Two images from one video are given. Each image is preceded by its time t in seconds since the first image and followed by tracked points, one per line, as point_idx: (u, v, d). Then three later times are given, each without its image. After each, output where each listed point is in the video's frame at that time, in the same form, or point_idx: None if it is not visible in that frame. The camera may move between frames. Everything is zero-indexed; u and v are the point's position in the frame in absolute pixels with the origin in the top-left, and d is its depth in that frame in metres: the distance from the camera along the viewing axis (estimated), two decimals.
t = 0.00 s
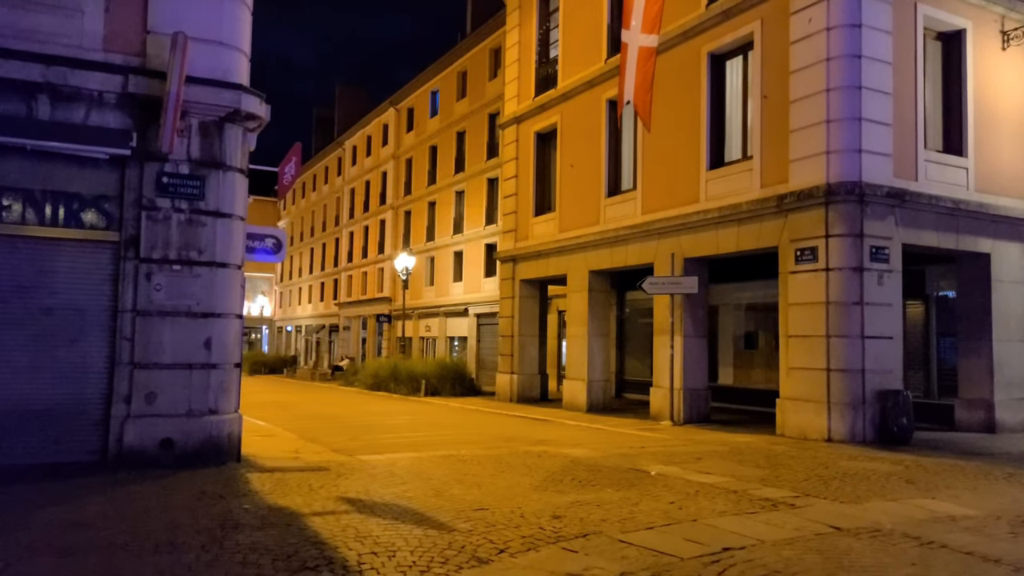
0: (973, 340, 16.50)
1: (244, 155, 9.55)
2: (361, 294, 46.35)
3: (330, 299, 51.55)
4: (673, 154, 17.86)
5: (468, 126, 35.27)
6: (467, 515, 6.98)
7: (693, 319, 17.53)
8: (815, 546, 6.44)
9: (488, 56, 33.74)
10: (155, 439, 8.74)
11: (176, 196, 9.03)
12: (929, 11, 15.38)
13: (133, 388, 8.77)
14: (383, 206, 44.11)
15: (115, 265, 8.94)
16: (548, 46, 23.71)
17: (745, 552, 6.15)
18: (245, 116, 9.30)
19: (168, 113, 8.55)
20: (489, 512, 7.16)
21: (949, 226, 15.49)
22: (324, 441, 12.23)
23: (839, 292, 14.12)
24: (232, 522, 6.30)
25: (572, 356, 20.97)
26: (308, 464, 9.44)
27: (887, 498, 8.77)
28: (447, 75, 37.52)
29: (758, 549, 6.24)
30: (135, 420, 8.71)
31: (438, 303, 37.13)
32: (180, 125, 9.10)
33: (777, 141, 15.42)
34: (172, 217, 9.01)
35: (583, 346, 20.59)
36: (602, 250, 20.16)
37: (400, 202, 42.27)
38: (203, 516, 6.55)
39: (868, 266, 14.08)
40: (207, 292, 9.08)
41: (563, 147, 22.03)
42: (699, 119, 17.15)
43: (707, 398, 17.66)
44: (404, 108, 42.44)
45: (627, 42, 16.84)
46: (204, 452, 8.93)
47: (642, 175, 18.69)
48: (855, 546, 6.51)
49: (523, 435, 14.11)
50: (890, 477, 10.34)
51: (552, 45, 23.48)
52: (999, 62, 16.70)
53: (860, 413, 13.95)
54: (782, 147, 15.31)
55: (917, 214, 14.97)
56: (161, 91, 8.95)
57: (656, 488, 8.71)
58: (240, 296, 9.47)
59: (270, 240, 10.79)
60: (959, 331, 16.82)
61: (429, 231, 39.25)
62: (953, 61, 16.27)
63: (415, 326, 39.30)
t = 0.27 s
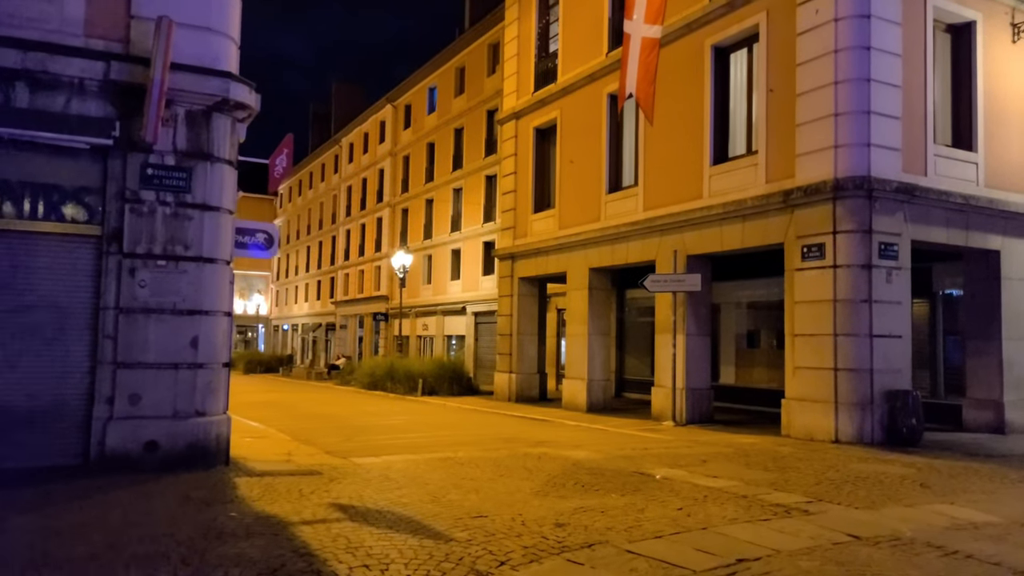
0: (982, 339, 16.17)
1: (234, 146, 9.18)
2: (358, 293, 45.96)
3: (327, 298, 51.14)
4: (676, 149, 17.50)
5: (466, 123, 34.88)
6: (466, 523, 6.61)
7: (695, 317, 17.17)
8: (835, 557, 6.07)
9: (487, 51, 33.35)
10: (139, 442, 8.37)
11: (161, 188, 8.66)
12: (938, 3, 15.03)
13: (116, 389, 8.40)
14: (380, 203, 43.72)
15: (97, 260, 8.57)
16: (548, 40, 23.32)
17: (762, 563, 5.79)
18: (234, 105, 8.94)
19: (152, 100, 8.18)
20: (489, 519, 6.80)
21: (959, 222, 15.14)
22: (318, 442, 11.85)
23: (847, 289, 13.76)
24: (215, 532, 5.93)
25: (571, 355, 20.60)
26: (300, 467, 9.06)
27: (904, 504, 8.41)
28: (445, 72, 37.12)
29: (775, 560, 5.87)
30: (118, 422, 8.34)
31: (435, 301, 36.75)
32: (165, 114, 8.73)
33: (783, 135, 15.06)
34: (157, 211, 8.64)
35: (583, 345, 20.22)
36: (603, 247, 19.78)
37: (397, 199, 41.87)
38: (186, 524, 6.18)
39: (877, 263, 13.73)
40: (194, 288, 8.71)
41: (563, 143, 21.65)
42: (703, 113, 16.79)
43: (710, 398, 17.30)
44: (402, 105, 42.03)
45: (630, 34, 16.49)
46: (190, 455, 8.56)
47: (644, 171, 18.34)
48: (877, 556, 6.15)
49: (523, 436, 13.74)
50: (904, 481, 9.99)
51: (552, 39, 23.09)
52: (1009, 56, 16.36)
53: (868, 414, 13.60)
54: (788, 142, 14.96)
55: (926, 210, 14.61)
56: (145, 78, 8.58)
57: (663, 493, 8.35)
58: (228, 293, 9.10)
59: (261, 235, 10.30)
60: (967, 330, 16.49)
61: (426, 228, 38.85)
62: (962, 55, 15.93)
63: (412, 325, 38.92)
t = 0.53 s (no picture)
0: (988, 337, 15.87)
1: (219, 138, 8.85)
2: (353, 291, 45.59)
3: (322, 296, 50.78)
4: (676, 144, 17.17)
5: (462, 120, 34.52)
6: (461, 533, 6.27)
7: (696, 316, 16.85)
8: (853, 568, 5.74)
9: (483, 47, 32.99)
10: (119, 447, 8.05)
11: (143, 181, 8.31)
12: None
13: (95, 391, 8.06)
14: (376, 201, 43.35)
15: (76, 257, 8.21)
16: (545, 35, 22.95)
17: None
18: (219, 94, 8.61)
19: (132, 89, 7.84)
20: (487, 528, 6.47)
21: (965, 219, 14.82)
22: (309, 444, 11.51)
23: (852, 287, 13.44)
24: (196, 544, 5.59)
25: (570, 354, 20.27)
26: (289, 472, 8.72)
27: (917, 511, 8.11)
28: (441, 68, 36.75)
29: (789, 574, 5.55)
30: (97, 426, 8.01)
31: (432, 300, 36.42)
32: (147, 103, 8.39)
33: (786, 130, 14.73)
34: (138, 205, 8.30)
35: (581, 344, 19.90)
36: (602, 244, 19.44)
37: (393, 197, 41.51)
38: (165, 536, 5.84)
39: (882, 259, 13.42)
40: (178, 286, 8.37)
41: (561, 139, 21.31)
42: (703, 108, 16.46)
43: (711, 398, 16.98)
44: (398, 101, 41.65)
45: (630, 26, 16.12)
46: (173, 460, 8.23)
47: (644, 167, 18.00)
48: (897, 568, 5.83)
49: (520, 438, 13.40)
50: (915, 485, 9.68)
51: (549, 34, 22.73)
52: (1015, 50, 16.04)
53: (873, 415, 13.28)
54: (791, 137, 14.64)
55: (932, 206, 14.30)
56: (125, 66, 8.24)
57: (667, 499, 8.02)
58: (214, 291, 8.78)
59: (249, 231, 9.95)
60: (973, 329, 16.19)
61: (422, 226, 38.49)
62: (968, 48, 15.60)
63: (409, 324, 38.59)
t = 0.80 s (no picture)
0: (992, 336, 15.56)
1: (200, 125, 8.54)
2: (346, 289, 45.19)
3: (315, 294, 50.35)
4: (675, 139, 16.82)
5: (457, 116, 34.13)
6: (451, 541, 5.90)
7: (695, 313, 16.51)
8: None
9: (478, 43, 32.62)
10: (92, 448, 7.72)
11: (118, 169, 8.00)
12: None
13: (67, 390, 7.72)
14: (369, 198, 42.94)
15: (47, 248, 7.89)
16: (541, 29, 22.58)
17: None
18: (198, 79, 8.32)
19: (105, 70, 7.51)
20: (479, 535, 6.11)
21: (970, 215, 14.49)
22: (296, 445, 11.14)
23: (856, 284, 13.10)
24: (167, 555, 5.23)
25: (566, 353, 19.92)
26: (274, 474, 8.34)
27: (930, 516, 7.77)
28: (435, 64, 36.36)
29: None
30: (69, 426, 7.68)
31: (426, 298, 36.03)
32: (123, 89, 8.09)
33: (787, 123, 14.38)
34: (113, 194, 7.99)
35: (577, 343, 19.55)
36: (599, 241, 19.09)
37: (387, 194, 41.10)
38: (134, 546, 5.47)
39: (887, 256, 13.08)
40: (155, 279, 8.06)
41: (557, 134, 20.95)
42: (703, 101, 16.10)
43: (710, 397, 16.64)
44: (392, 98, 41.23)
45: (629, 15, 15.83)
46: (150, 461, 7.92)
47: (642, 162, 17.65)
48: None
49: (515, 439, 13.05)
50: (923, 488, 9.35)
51: (545, 27, 22.35)
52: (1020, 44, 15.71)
53: (877, 415, 12.94)
54: (793, 131, 14.28)
55: (937, 202, 13.96)
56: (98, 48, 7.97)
57: (667, 503, 7.66)
58: (194, 284, 8.49)
59: (234, 224, 9.38)
60: (977, 327, 15.88)
61: (416, 224, 38.09)
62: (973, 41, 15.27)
63: (402, 322, 38.20)
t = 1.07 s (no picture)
0: (995, 338, 15.26)
1: (178, 119, 8.29)
2: (339, 288, 44.77)
3: (308, 294, 49.91)
4: (672, 135, 16.49)
5: (451, 114, 33.74)
6: (439, 561, 5.53)
7: (693, 314, 16.18)
8: None
9: (472, 39, 32.25)
10: (62, 459, 7.41)
11: (91, 165, 7.73)
12: None
13: (36, 398, 7.42)
14: (362, 196, 42.54)
15: (16, 247, 7.58)
16: (536, 24, 22.21)
17: None
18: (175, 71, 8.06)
19: (75, 61, 7.13)
20: (468, 555, 5.76)
21: (973, 214, 14.19)
22: (282, 452, 10.76)
23: (858, 285, 12.77)
24: None
25: (561, 354, 19.57)
26: (255, 484, 7.97)
27: (941, 530, 7.44)
28: (429, 61, 35.97)
29: None
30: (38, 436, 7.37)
31: (419, 298, 35.64)
32: (96, 81, 7.81)
33: (788, 119, 14.06)
34: (86, 191, 7.71)
35: (573, 344, 19.20)
36: (594, 240, 18.74)
37: (380, 192, 40.69)
38: (98, 569, 5.11)
39: (890, 256, 12.76)
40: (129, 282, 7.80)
41: (552, 131, 20.59)
42: (701, 97, 15.75)
43: (707, 400, 16.32)
44: (385, 95, 40.82)
45: (626, 8, 15.59)
46: (126, 472, 7.65)
47: (638, 159, 17.30)
48: None
49: (508, 443, 12.69)
50: (931, 498, 9.04)
51: (540, 22, 21.98)
52: None
53: (879, 420, 12.62)
54: (794, 127, 13.95)
55: (940, 200, 13.66)
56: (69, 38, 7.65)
57: (667, 516, 7.33)
58: (171, 286, 8.25)
59: (215, 222, 8.96)
60: (979, 328, 15.57)
61: (410, 222, 37.67)
62: (977, 36, 14.96)
63: (395, 322, 37.82)
